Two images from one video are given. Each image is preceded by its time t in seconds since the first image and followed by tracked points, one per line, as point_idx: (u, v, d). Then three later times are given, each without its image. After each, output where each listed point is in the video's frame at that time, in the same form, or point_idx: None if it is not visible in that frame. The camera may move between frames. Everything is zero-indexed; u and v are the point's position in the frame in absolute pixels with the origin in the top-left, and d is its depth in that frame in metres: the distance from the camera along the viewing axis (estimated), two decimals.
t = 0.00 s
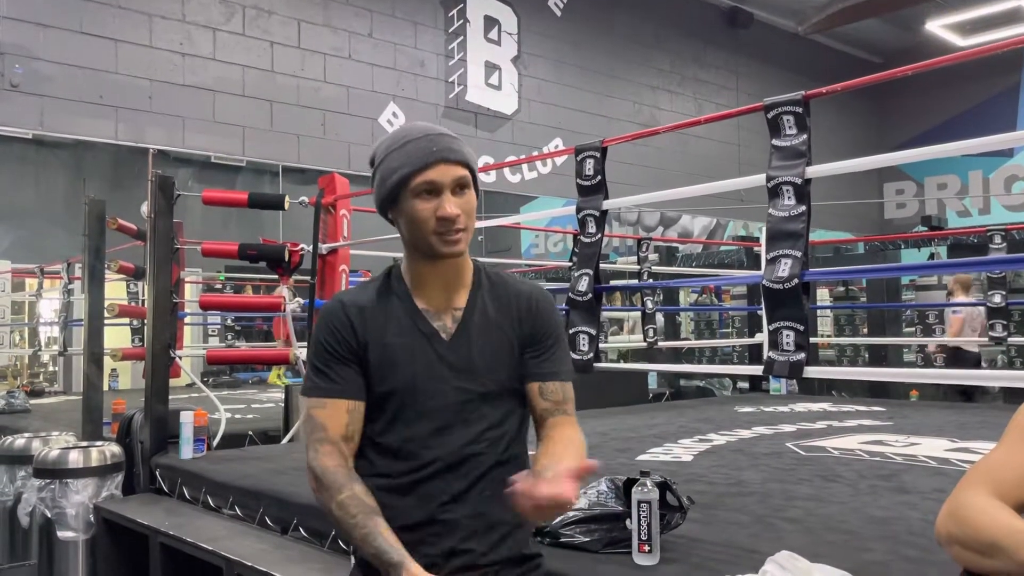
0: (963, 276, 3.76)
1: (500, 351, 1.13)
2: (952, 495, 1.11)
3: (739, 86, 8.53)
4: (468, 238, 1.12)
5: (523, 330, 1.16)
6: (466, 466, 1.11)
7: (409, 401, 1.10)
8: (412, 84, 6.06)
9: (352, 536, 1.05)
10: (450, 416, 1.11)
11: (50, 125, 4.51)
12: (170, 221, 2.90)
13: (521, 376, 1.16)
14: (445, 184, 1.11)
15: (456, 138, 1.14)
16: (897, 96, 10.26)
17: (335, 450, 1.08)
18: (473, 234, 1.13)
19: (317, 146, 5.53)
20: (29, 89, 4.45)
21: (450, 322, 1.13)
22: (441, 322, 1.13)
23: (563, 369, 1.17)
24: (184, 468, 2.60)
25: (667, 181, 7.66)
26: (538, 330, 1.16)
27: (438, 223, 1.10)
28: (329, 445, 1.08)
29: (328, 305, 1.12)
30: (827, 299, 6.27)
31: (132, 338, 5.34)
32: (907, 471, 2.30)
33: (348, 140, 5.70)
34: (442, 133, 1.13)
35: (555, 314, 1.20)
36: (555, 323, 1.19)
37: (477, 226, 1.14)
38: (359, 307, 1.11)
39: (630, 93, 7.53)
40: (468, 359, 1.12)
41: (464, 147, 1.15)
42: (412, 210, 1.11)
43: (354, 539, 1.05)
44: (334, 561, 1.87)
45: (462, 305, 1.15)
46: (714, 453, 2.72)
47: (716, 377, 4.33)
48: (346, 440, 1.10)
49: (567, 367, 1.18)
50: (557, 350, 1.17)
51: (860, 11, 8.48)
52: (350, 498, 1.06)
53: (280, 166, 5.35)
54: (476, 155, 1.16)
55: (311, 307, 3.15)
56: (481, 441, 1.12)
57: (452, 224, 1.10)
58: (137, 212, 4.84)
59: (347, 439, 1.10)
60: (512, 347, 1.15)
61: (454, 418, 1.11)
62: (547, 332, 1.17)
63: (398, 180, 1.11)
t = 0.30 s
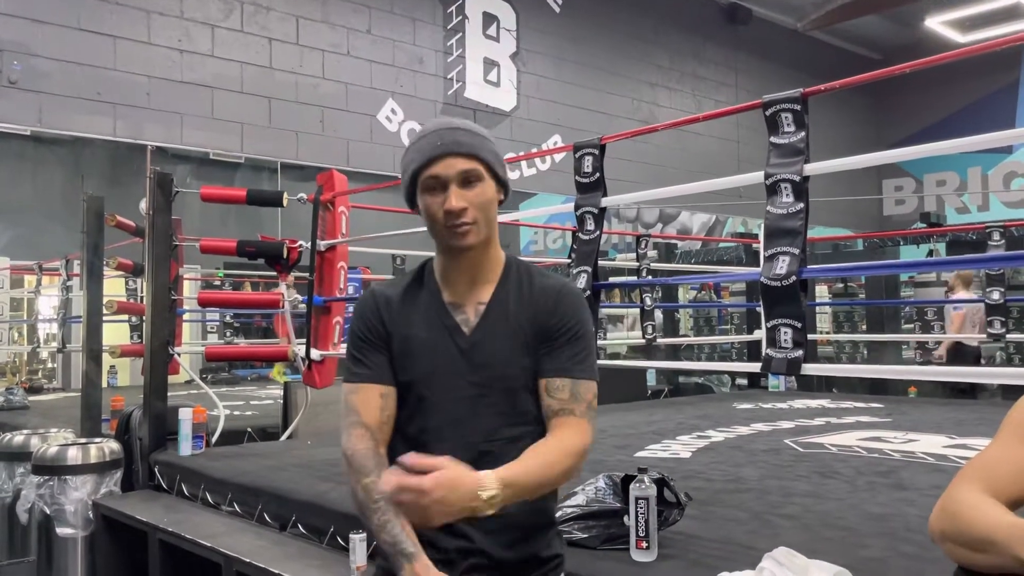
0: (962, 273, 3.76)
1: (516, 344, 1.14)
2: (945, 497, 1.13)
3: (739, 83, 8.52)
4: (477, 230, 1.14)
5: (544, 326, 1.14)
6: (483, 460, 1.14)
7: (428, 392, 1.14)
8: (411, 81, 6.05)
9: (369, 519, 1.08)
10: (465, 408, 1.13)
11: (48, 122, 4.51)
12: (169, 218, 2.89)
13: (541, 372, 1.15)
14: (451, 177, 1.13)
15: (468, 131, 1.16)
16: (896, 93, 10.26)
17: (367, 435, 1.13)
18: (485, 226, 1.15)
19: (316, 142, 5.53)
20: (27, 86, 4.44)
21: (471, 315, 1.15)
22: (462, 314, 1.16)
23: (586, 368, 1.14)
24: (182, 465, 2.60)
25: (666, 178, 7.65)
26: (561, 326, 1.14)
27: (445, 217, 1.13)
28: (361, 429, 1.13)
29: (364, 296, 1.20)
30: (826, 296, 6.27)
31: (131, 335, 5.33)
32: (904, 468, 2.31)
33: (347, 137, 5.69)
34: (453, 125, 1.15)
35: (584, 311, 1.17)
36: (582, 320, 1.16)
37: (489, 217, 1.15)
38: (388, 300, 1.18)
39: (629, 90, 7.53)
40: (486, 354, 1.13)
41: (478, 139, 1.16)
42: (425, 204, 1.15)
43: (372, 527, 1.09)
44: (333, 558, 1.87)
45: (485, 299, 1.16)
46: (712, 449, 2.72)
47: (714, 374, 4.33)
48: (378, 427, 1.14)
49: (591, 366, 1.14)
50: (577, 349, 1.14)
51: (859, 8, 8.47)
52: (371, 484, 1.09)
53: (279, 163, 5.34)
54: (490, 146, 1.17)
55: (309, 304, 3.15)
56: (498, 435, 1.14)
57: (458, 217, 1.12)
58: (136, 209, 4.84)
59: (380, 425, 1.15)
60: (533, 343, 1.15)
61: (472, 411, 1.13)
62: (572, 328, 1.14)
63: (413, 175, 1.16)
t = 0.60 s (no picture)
0: (959, 270, 3.75)
1: (546, 356, 1.15)
2: (940, 494, 1.13)
3: (737, 80, 8.52)
4: (496, 249, 1.13)
5: (572, 336, 1.14)
6: (514, 467, 1.16)
7: (461, 398, 1.17)
8: (409, 78, 6.05)
9: (420, 531, 1.13)
10: (494, 417, 1.15)
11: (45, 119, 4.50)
12: (167, 216, 2.89)
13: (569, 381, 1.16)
14: (470, 194, 1.12)
15: (491, 145, 1.13)
16: (894, 90, 10.26)
17: (412, 445, 1.17)
18: (506, 243, 1.14)
19: (313, 140, 5.52)
20: (23, 83, 4.43)
21: (501, 325, 1.17)
22: (494, 322, 1.17)
23: (613, 380, 1.14)
24: (180, 463, 2.60)
25: (664, 175, 7.66)
26: (590, 337, 1.14)
27: (464, 234, 1.13)
28: (406, 440, 1.17)
29: (400, 297, 1.22)
30: (824, 293, 6.28)
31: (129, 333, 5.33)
32: (902, 465, 2.31)
33: (345, 134, 5.68)
34: (476, 140, 1.12)
35: (616, 322, 1.16)
36: (611, 329, 1.15)
37: (512, 234, 1.13)
38: (423, 306, 1.20)
39: (627, 88, 7.53)
40: (516, 363, 1.15)
41: (503, 154, 1.12)
42: (449, 218, 1.16)
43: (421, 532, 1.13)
44: (331, 556, 1.87)
45: (516, 306, 1.17)
46: (710, 447, 2.73)
47: (712, 372, 4.34)
48: (420, 434, 1.18)
49: (619, 379, 1.14)
50: (605, 362, 1.14)
51: (857, 6, 8.47)
52: (424, 495, 1.14)
53: (277, 160, 5.34)
54: (515, 161, 1.12)
55: (307, 301, 3.15)
56: (527, 444, 1.16)
57: (475, 236, 1.12)
58: (133, 207, 4.84)
59: (421, 433, 1.18)
60: (561, 352, 1.15)
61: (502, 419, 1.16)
62: (601, 339, 1.14)
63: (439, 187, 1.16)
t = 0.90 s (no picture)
0: (957, 269, 3.75)
1: (565, 345, 1.15)
2: (941, 490, 1.13)
3: (735, 79, 8.52)
4: (504, 237, 1.14)
5: (592, 327, 1.15)
6: (536, 458, 1.16)
7: (482, 389, 1.17)
8: (407, 77, 6.05)
9: (443, 525, 1.11)
10: (515, 407, 1.15)
11: (42, 118, 4.49)
12: (164, 215, 2.89)
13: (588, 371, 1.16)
14: (474, 183, 1.14)
15: (494, 134, 1.15)
16: (892, 89, 10.27)
17: (433, 439, 1.16)
18: (513, 229, 1.14)
19: (311, 138, 5.52)
20: (21, 81, 4.42)
21: (520, 315, 1.17)
22: (513, 312, 1.18)
23: (633, 369, 1.14)
24: (178, 462, 2.60)
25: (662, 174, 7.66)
26: (609, 327, 1.14)
27: (472, 223, 1.15)
28: (427, 433, 1.16)
29: (420, 296, 1.23)
30: (822, 292, 6.28)
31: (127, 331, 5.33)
32: (899, 463, 2.31)
33: (343, 133, 5.68)
34: (479, 132, 1.14)
35: (634, 311, 1.17)
36: (631, 320, 1.16)
37: (519, 222, 1.14)
38: (444, 301, 1.21)
39: (625, 86, 7.53)
40: (537, 353, 1.15)
41: (506, 143, 1.14)
42: (460, 210, 1.18)
43: (444, 528, 1.11)
44: (329, 554, 1.87)
45: (536, 298, 1.18)
46: (707, 445, 2.73)
47: (710, 370, 4.34)
48: (441, 429, 1.18)
49: (639, 367, 1.14)
50: (623, 349, 1.14)
51: (855, 5, 8.47)
52: (447, 487, 1.12)
53: (275, 159, 5.34)
54: (517, 148, 1.13)
55: (305, 300, 3.14)
56: (548, 434, 1.15)
57: (481, 223, 1.13)
58: (130, 205, 4.83)
59: (440, 427, 1.18)
60: (581, 343, 1.16)
61: (523, 410, 1.15)
62: (620, 329, 1.14)
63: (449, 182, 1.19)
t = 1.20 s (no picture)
0: (955, 267, 3.75)
1: (580, 337, 1.16)
2: (936, 489, 1.13)
3: (733, 78, 8.53)
4: (522, 227, 1.17)
5: (605, 321, 1.17)
6: (550, 449, 1.15)
7: (495, 380, 1.16)
8: (405, 76, 6.04)
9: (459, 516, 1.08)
10: (530, 398, 1.15)
11: (39, 117, 4.48)
12: (161, 214, 2.88)
13: (602, 364, 1.17)
14: (493, 176, 1.16)
15: (512, 130, 1.18)
16: (891, 88, 10.27)
17: (445, 432, 1.14)
18: (531, 220, 1.17)
19: (309, 137, 5.51)
20: (19, 80, 4.41)
21: (534, 308, 1.18)
22: (526, 306, 1.18)
23: (647, 362, 1.16)
24: (175, 461, 2.60)
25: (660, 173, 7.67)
26: (623, 321, 1.17)
27: (490, 215, 1.17)
28: (438, 426, 1.14)
29: (429, 291, 1.22)
30: (820, 291, 6.29)
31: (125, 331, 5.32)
32: (896, 462, 2.32)
33: (341, 132, 5.68)
34: (496, 127, 1.18)
35: (644, 306, 1.19)
36: (643, 316, 1.19)
37: (536, 213, 1.17)
38: (454, 295, 1.20)
39: (624, 85, 7.53)
40: (552, 344, 1.15)
41: (522, 137, 1.17)
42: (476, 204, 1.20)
43: (461, 520, 1.08)
44: (326, 553, 1.87)
45: (548, 292, 1.19)
46: (706, 444, 2.74)
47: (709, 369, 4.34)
48: (451, 422, 1.16)
49: (652, 361, 1.17)
50: (637, 342, 1.16)
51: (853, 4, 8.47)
52: (462, 479, 1.10)
53: (272, 158, 5.33)
54: (535, 143, 1.17)
55: (303, 299, 3.15)
56: (564, 426, 1.15)
57: (501, 214, 1.16)
58: (128, 205, 4.83)
59: (450, 420, 1.16)
60: (595, 336, 1.17)
61: (539, 401, 1.15)
62: (633, 323, 1.17)
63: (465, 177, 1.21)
